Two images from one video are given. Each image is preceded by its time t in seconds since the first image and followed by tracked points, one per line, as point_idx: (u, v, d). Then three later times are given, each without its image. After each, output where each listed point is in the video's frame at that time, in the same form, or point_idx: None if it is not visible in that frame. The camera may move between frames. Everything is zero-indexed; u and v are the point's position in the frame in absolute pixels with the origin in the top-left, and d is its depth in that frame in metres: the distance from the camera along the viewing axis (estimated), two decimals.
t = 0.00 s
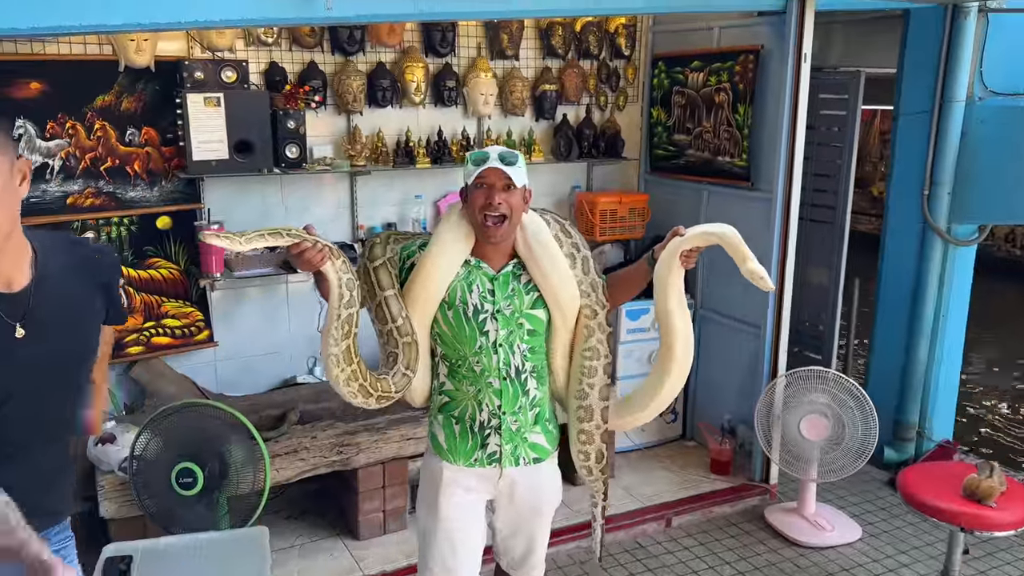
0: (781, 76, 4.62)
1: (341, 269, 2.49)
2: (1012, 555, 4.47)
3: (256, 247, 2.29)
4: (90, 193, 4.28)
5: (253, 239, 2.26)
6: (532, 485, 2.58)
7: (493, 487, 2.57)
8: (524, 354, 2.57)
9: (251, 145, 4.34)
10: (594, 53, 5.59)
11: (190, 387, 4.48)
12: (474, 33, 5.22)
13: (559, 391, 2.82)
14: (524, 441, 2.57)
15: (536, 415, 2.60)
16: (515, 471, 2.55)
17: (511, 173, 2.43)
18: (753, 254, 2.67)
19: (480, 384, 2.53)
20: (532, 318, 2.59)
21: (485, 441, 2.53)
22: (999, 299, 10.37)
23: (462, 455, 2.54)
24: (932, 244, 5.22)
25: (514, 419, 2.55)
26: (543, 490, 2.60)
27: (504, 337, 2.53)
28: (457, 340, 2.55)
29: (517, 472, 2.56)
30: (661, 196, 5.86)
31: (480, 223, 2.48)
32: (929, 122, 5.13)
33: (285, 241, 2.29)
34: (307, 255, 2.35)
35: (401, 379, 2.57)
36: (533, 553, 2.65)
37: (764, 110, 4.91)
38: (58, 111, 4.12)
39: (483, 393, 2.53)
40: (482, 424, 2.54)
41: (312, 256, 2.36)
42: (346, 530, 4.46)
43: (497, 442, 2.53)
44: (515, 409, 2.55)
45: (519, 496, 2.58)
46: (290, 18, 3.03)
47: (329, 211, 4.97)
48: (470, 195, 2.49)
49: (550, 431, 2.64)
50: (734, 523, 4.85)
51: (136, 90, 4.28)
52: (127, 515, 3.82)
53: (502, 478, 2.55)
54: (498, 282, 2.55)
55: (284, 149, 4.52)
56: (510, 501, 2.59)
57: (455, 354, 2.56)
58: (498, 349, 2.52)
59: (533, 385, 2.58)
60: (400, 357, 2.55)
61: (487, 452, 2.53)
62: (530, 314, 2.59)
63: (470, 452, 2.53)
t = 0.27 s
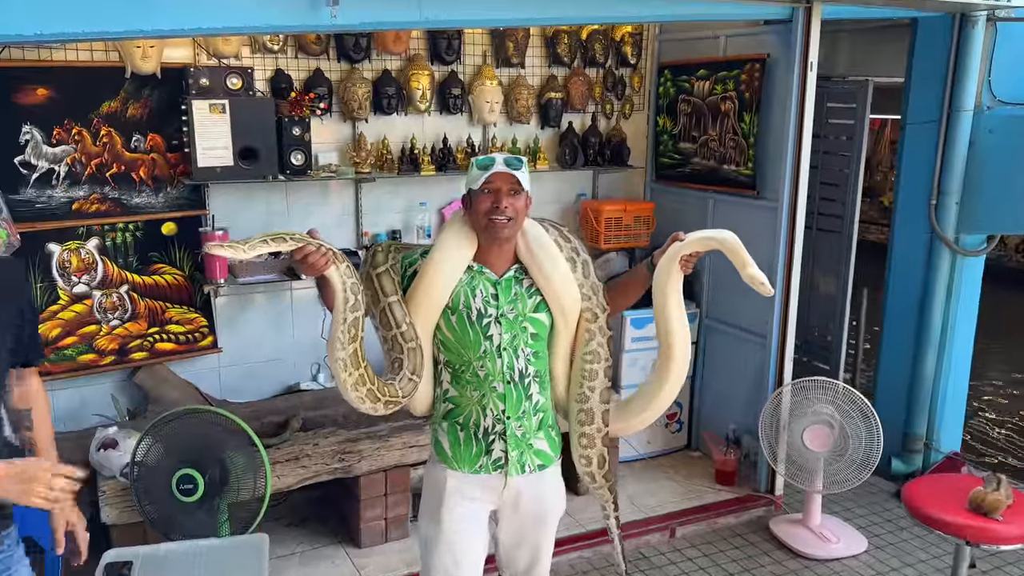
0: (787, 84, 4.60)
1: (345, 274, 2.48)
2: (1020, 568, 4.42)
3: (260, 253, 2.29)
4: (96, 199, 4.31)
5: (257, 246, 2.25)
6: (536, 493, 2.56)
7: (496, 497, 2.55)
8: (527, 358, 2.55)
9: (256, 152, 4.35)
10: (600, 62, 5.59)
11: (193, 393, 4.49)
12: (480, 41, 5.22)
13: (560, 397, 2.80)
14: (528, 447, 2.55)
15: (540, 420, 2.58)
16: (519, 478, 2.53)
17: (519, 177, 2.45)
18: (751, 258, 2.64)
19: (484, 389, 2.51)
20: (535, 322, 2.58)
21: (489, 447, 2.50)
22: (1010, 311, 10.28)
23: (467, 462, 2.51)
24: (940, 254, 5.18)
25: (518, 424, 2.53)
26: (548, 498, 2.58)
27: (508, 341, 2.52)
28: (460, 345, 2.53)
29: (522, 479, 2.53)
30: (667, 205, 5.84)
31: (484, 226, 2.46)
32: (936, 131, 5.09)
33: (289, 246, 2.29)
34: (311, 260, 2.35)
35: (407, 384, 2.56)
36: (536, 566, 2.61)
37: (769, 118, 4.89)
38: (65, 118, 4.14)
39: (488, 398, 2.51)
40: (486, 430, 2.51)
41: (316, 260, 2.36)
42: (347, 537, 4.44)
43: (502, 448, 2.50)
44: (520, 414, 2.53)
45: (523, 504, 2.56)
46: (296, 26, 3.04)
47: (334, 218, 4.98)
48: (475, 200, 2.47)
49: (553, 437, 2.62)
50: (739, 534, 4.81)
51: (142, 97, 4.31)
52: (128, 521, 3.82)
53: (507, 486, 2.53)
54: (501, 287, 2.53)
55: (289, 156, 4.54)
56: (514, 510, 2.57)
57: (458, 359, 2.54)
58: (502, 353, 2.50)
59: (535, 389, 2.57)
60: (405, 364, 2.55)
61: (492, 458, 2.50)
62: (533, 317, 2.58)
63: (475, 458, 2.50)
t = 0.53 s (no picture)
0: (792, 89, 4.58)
1: (344, 282, 2.46)
2: None
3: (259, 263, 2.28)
4: (99, 204, 4.31)
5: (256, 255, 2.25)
6: (537, 501, 2.53)
7: (497, 507, 2.53)
8: (526, 365, 2.53)
9: (258, 157, 4.35)
10: (604, 67, 5.57)
11: (195, 399, 4.48)
12: (484, 47, 5.22)
13: (556, 406, 2.76)
14: (528, 455, 2.52)
15: (539, 427, 2.56)
16: (519, 486, 2.51)
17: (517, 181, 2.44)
18: (746, 264, 2.61)
19: (483, 396, 2.49)
20: (533, 328, 2.56)
21: (489, 455, 2.48)
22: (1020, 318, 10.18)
23: (466, 472, 2.49)
24: (947, 260, 5.14)
25: (517, 431, 2.50)
26: (548, 506, 2.55)
27: (507, 347, 2.49)
28: (458, 352, 2.51)
29: (522, 487, 2.51)
30: (672, 211, 5.82)
31: (482, 233, 2.45)
32: (943, 136, 5.06)
33: (288, 254, 2.28)
34: (310, 268, 2.34)
35: (407, 393, 2.53)
36: None
37: (774, 124, 4.87)
38: (68, 123, 4.15)
39: (487, 405, 2.49)
40: (486, 438, 2.49)
41: (315, 267, 2.35)
42: (349, 545, 4.42)
43: (502, 455, 2.48)
44: (519, 421, 2.51)
45: (523, 513, 2.53)
46: (296, 32, 3.03)
47: (337, 223, 4.97)
48: (472, 208, 2.46)
49: (553, 444, 2.60)
50: (743, 543, 4.77)
51: (145, 103, 4.31)
52: (128, 527, 3.78)
53: (507, 495, 2.51)
54: (499, 293, 2.52)
55: (292, 162, 4.54)
56: (514, 520, 2.55)
57: (456, 367, 2.52)
58: (501, 359, 2.48)
59: (534, 396, 2.55)
60: (403, 372, 2.53)
61: (492, 466, 2.48)
62: (531, 323, 2.56)
63: (475, 467, 2.48)
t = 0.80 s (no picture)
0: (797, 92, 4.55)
1: (344, 282, 2.44)
2: None
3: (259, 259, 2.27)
4: (103, 209, 4.32)
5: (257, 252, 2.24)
6: (535, 506, 2.51)
7: (494, 512, 2.51)
8: (524, 369, 2.51)
9: (261, 162, 4.34)
10: (608, 71, 5.56)
11: (199, 403, 4.47)
12: (487, 51, 5.21)
13: (554, 411, 2.74)
14: (526, 459, 2.51)
15: (536, 432, 2.54)
16: (516, 491, 2.49)
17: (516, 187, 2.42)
18: (745, 271, 2.60)
19: (480, 400, 2.47)
20: (531, 332, 2.55)
21: (486, 460, 2.46)
22: None
23: (464, 476, 2.47)
24: (954, 264, 5.10)
25: (515, 435, 2.49)
26: (547, 511, 2.53)
27: (504, 351, 2.48)
28: (456, 356, 2.49)
29: (520, 492, 2.49)
30: (677, 214, 5.80)
31: (482, 237, 2.43)
32: (950, 140, 5.02)
33: (290, 252, 2.27)
34: (310, 266, 2.32)
35: (403, 396, 2.52)
36: None
37: (779, 127, 4.84)
38: (71, 128, 4.16)
39: (484, 409, 2.47)
40: (483, 442, 2.47)
41: (316, 267, 2.33)
42: (352, 550, 4.41)
43: (499, 460, 2.46)
44: (516, 426, 2.49)
45: (521, 519, 2.51)
46: (298, 35, 3.02)
47: (341, 228, 4.96)
48: (472, 212, 2.44)
49: (550, 449, 2.58)
50: (748, 549, 4.73)
51: (148, 107, 4.32)
52: (131, 532, 3.77)
53: (505, 500, 2.49)
54: (497, 297, 2.50)
55: (295, 166, 4.53)
56: (512, 525, 2.53)
57: (454, 371, 2.51)
58: (498, 363, 2.46)
59: (532, 401, 2.53)
60: (398, 375, 2.50)
61: (489, 471, 2.46)
62: (529, 328, 2.54)
63: (472, 471, 2.46)
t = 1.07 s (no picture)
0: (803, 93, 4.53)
1: (361, 288, 2.41)
2: None
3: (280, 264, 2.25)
4: (107, 211, 4.32)
5: (279, 257, 2.22)
6: (538, 507, 2.50)
7: (497, 512, 2.49)
8: (526, 371, 2.50)
9: (265, 164, 4.34)
10: (613, 72, 5.55)
11: (203, 405, 4.47)
12: (492, 52, 5.20)
13: (557, 413, 2.72)
14: (528, 461, 2.49)
15: (539, 434, 2.53)
16: (519, 493, 2.47)
17: (503, 195, 2.36)
18: (741, 273, 2.56)
19: (482, 402, 2.46)
20: (534, 335, 2.53)
21: (489, 461, 2.45)
22: None
23: (466, 477, 2.46)
24: (962, 265, 5.06)
25: (517, 438, 2.47)
26: (549, 512, 2.52)
27: (507, 353, 2.47)
28: (457, 358, 2.48)
29: (522, 494, 2.47)
30: (682, 216, 5.77)
31: (476, 241, 2.42)
32: (958, 140, 4.98)
33: (312, 257, 2.25)
34: (330, 271, 2.30)
35: (409, 399, 2.51)
36: None
37: (785, 128, 4.81)
38: (76, 130, 4.17)
39: (486, 411, 2.46)
40: (485, 444, 2.46)
41: (338, 272, 2.31)
42: (356, 552, 4.40)
43: (501, 462, 2.45)
44: (518, 428, 2.48)
45: (524, 521, 2.50)
46: (301, 37, 3.01)
47: (345, 230, 4.96)
48: (468, 216, 2.43)
49: (553, 451, 2.56)
50: (755, 552, 4.70)
51: (153, 109, 4.32)
52: (134, 534, 3.77)
53: (507, 500, 2.47)
54: (501, 299, 2.48)
55: (300, 168, 4.53)
56: (515, 527, 2.51)
57: (456, 372, 2.50)
58: (501, 365, 2.45)
59: (534, 403, 2.52)
60: (405, 377, 2.50)
61: (491, 473, 2.45)
62: (533, 330, 2.52)
63: (474, 472, 2.45)
